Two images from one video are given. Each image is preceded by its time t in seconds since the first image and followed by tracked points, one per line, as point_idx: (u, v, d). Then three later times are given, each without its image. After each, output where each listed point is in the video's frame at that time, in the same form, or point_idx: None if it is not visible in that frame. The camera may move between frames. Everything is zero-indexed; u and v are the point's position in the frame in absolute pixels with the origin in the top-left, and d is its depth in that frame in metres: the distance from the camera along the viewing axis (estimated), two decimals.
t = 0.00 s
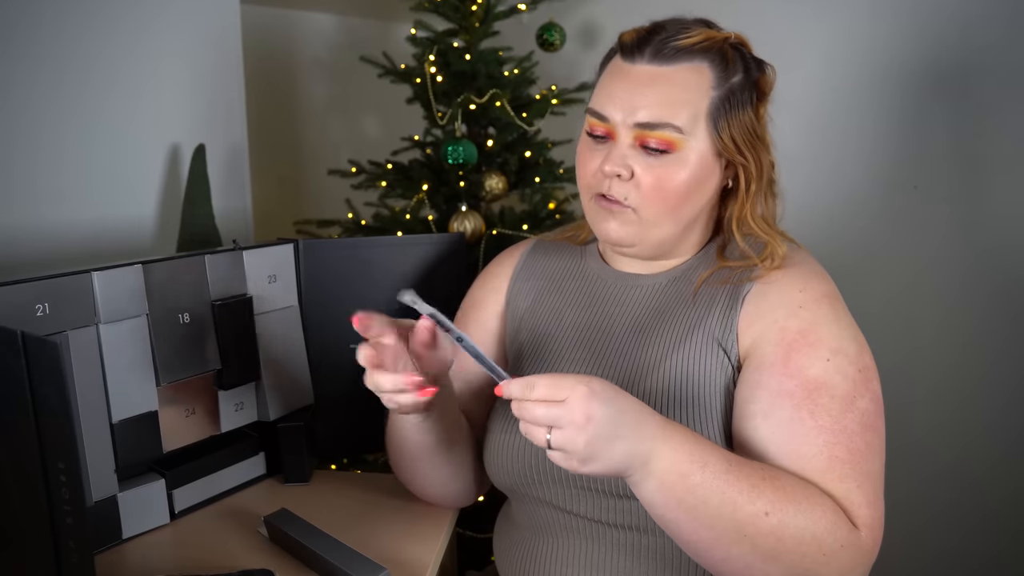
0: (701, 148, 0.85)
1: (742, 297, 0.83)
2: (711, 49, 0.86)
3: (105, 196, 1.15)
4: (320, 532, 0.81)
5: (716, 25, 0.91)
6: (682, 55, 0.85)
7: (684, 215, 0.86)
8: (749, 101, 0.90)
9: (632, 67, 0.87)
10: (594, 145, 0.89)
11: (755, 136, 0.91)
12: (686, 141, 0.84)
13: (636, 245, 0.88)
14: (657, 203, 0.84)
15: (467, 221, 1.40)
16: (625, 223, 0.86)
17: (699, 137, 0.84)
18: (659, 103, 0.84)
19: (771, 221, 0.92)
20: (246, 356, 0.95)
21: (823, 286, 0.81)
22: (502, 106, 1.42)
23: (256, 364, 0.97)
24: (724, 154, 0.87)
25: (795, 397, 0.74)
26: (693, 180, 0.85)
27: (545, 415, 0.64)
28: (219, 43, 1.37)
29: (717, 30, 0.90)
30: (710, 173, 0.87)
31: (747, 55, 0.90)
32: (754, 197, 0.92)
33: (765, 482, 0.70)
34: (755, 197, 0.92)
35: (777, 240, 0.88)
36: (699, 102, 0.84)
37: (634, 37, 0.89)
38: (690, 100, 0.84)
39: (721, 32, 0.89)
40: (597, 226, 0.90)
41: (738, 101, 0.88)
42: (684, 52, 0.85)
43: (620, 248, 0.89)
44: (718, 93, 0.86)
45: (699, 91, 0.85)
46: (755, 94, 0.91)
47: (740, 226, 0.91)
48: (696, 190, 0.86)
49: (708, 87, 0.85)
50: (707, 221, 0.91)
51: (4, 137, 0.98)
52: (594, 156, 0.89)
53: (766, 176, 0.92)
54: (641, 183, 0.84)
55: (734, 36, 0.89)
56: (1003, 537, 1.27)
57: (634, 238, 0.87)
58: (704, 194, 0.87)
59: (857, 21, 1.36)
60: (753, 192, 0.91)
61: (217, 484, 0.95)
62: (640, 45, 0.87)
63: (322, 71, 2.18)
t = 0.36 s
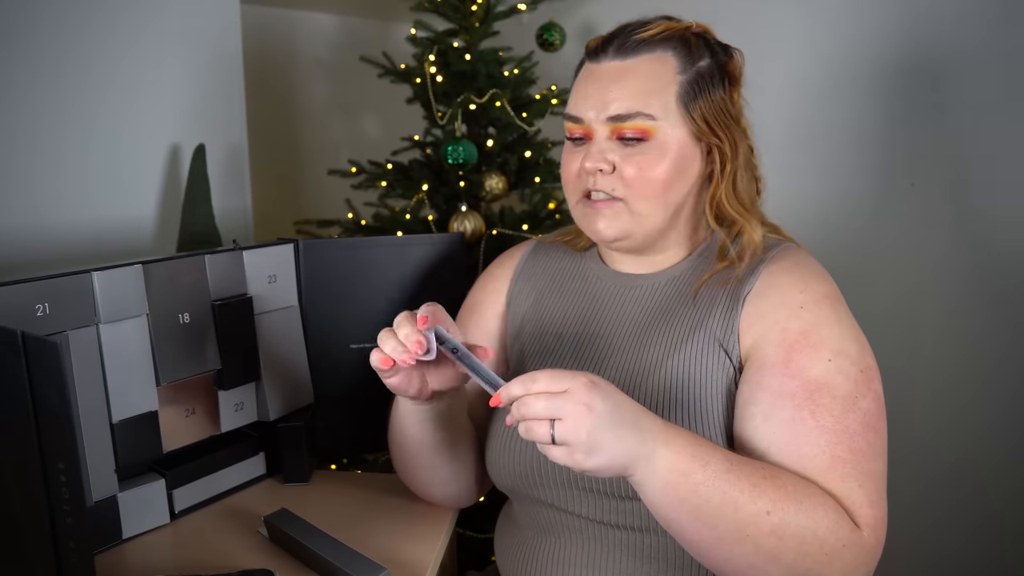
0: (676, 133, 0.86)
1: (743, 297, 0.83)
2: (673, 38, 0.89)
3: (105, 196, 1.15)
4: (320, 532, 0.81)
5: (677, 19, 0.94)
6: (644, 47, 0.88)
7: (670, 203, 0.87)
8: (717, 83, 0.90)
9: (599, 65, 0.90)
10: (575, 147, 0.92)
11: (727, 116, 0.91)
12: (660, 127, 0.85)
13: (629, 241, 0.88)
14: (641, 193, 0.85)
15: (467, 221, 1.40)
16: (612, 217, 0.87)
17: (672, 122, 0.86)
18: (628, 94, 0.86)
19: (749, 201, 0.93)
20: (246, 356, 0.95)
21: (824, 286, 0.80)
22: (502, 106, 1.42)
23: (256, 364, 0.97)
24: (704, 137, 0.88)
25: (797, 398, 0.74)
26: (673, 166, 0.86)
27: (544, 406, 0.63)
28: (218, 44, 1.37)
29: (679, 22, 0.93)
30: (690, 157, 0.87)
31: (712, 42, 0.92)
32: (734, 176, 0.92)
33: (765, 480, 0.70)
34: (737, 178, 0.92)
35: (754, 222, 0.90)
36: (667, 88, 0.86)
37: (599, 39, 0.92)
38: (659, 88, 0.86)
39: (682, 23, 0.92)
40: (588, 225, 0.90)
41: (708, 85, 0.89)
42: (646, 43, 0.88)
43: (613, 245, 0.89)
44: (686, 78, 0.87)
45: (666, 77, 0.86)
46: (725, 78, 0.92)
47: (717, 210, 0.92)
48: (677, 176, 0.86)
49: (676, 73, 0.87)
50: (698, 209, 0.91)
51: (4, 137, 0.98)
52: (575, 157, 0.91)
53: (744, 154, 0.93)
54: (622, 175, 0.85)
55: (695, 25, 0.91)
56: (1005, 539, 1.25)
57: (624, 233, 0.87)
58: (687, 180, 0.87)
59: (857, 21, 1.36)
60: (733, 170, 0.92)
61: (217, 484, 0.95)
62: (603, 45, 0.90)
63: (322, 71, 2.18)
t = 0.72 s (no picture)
0: (650, 125, 0.86)
1: (744, 298, 0.83)
2: (637, 35, 0.90)
3: (104, 196, 1.14)
4: (320, 532, 0.81)
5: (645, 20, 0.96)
6: (609, 47, 0.90)
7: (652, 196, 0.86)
8: (686, 73, 0.91)
9: (569, 71, 0.92)
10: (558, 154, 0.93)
11: (697, 103, 0.91)
12: (632, 120, 0.86)
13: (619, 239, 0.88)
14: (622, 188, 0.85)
15: (467, 221, 1.40)
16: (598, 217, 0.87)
17: (644, 115, 0.86)
18: (596, 93, 0.87)
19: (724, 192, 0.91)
20: (246, 356, 0.95)
21: (824, 286, 0.80)
22: (502, 106, 1.42)
23: (256, 364, 0.97)
24: (675, 127, 0.88)
25: (800, 399, 0.74)
26: (651, 157, 0.86)
27: (540, 417, 0.63)
28: (218, 44, 1.37)
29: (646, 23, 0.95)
30: (668, 148, 0.87)
31: (680, 36, 0.93)
32: (707, 164, 0.90)
33: (771, 484, 0.70)
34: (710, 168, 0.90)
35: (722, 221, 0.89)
36: (635, 82, 0.87)
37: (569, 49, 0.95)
38: (626, 84, 0.87)
39: (649, 23, 0.93)
40: (579, 228, 0.91)
41: (677, 76, 0.89)
42: (611, 44, 0.90)
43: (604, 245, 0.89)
44: (653, 70, 0.88)
45: (631, 71, 0.87)
46: (696, 69, 0.92)
47: (688, 199, 0.90)
48: (659, 168, 0.86)
49: (642, 67, 0.88)
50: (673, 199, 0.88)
51: (5, 137, 0.98)
52: (557, 163, 0.92)
53: (717, 143, 0.91)
54: (601, 172, 0.86)
55: (661, 23, 0.93)
56: (1003, 538, 1.24)
57: (612, 230, 0.87)
58: (668, 170, 0.87)
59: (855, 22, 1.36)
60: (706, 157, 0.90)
61: (217, 484, 0.95)
62: (573, 53, 0.93)
63: (322, 71, 2.18)
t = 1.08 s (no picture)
0: (641, 120, 0.87)
1: (744, 299, 0.83)
2: (623, 36, 0.92)
3: (104, 196, 1.14)
4: (320, 532, 0.81)
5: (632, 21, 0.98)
6: (595, 48, 0.92)
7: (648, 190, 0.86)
8: (675, 69, 0.92)
9: (558, 76, 0.93)
10: (554, 158, 0.94)
11: (688, 98, 0.91)
12: (623, 116, 0.86)
13: (617, 236, 0.88)
14: (618, 184, 0.85)
15: (467, 221, 1.40)
16: (596, 215, 0.87)
17: (635, 110, 0.87)
18: (586, 93, 0.88)
19: (714, 182, 0.91)
20: (246, 356, 0.95)
21: (824, 287, 0.80)
22: (502, 106, 1.42)
23: (256, 363, 0.97)
24: (665, 121, 0.88)
25: (800, 400, 0.74)
26: (645, 151, 0.86)
27: (544, 408, 0.63)
28: (218, 43, 1.37)
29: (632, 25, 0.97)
30: (661, 142, 0.87)
31: (667, 34, 0.94)
32: (697, 156, 0.90)
33: (776, 482, 0.70)
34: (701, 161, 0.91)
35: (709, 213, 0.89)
36: (624, 80, 0.88)
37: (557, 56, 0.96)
38: (615, 81, 0.88)
39: (635, 24, 0.95)
40: (578, 228, 0.90)
41: (664, 72, 0.91)
42: (598, 45, 0.92)
43: (604, 244, 0.89)
44: (641, 68, 0.89)
45: (619, 69, 0.89)
46: (684, 66, 0.93)
47: (680, 193, 0.89)
48: (653, 162, 0.86)
49: (631, 65, 0.89)
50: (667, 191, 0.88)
51: (5, 137, 0.98)
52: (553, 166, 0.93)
53: (707, 136, 0.91)
54: (596, 169, 0.86)
55: (646, 23, 0.95)
56: (1004, 535, 1.23)
57: (611, 227, 0.87)
58: (662, 165, 0.87)
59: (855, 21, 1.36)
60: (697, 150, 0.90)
61: (217, 484, 0.95)
62: (562, 59, 0.95)
63: (323, 71, 2.18)
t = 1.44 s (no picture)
0: (643, 118, 0.88)
1: (746, 299, 0.83)
2: (618, 39, 0.93)
3: (104, 196, 1.14)
4: (320, 532, 0.81)
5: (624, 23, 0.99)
6: (591, 52, 0.93)
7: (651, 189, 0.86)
8: (670, 68, 0.93)
9: (556, 80, 0.94)
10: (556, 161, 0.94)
11: (685, 95, 0.92)
12: (624, 114, 0.87)
13: (623, 236, 0.87)
14: (622, 183, 0.86)
15: (466, 221, 1.40)
16: (601, 214, 0.87)
17: (636, 109, 0.88)
18: (586, 94, 0.89)
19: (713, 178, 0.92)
20: (246, 356, 0.95)
21: (823, 287, 0.80)
22: (502, 106, 1.42)
23: (256, 364, 0.97)
24: (664, 118, 0.89)
25: (804, 399, 0.74)
26: (646, 149, 0.86)
27: (561, 411, 0.61)
28: (218, 43, 1.37)
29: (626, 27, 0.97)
30: (662, 139, 0.88)
31: (660, 35, 0.95)
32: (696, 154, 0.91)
33: (788, 481, 0.70)
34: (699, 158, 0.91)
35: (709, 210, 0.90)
36: (622, 80, 0.89)
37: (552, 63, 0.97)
38: (614, 81, 0.89)
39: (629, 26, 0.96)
40: (582, 229, 0.90)
41: (661, 71, 0.91)
42: (593, 49, 0.93)
43: (609, 245, 0.89)
44: (638, 68, 0.90)
45: (617, 70, 0.90)
46: (679, 66, 0.94)
47: (682, 190, 0.89)
48: (655, 159, 0.87)
49: (628, 66, 0.90)
50: (668, 189, 0.88)
51: (5, 136, 0.98)
52: (556, 170, 0.93)
53: (706, 132, 0.92)
54: (600, 169, 0.86)
55: (639, 25, 0.95)
56: (1003, 537, 1.23)
57: (616, 226, 0.87)
58: (664, 161, 0.88)
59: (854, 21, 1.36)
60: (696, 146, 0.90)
61: (217, 484, 0.95)
62: (558, 65, 0.96)
63: (323, 71, 2.18)
